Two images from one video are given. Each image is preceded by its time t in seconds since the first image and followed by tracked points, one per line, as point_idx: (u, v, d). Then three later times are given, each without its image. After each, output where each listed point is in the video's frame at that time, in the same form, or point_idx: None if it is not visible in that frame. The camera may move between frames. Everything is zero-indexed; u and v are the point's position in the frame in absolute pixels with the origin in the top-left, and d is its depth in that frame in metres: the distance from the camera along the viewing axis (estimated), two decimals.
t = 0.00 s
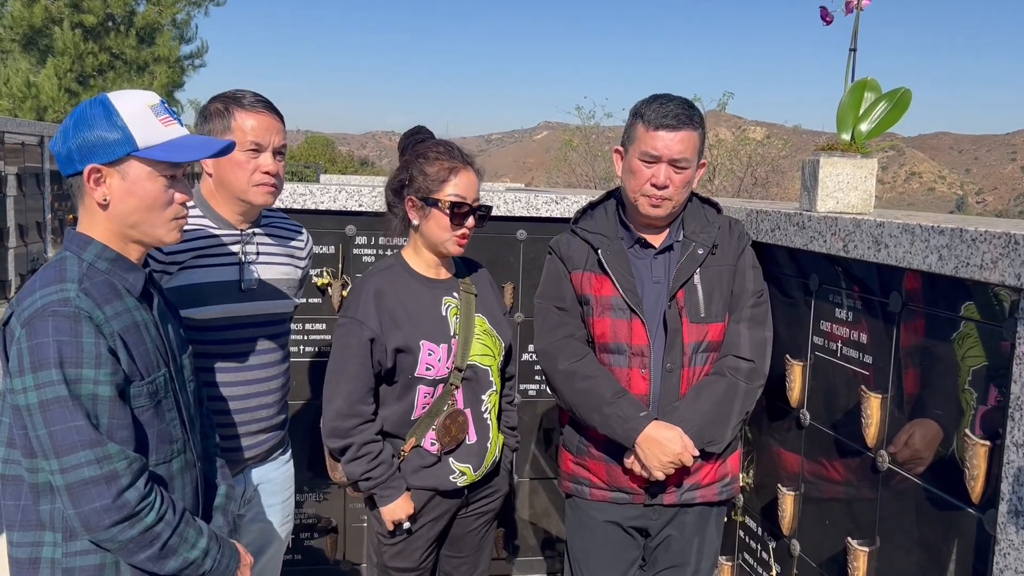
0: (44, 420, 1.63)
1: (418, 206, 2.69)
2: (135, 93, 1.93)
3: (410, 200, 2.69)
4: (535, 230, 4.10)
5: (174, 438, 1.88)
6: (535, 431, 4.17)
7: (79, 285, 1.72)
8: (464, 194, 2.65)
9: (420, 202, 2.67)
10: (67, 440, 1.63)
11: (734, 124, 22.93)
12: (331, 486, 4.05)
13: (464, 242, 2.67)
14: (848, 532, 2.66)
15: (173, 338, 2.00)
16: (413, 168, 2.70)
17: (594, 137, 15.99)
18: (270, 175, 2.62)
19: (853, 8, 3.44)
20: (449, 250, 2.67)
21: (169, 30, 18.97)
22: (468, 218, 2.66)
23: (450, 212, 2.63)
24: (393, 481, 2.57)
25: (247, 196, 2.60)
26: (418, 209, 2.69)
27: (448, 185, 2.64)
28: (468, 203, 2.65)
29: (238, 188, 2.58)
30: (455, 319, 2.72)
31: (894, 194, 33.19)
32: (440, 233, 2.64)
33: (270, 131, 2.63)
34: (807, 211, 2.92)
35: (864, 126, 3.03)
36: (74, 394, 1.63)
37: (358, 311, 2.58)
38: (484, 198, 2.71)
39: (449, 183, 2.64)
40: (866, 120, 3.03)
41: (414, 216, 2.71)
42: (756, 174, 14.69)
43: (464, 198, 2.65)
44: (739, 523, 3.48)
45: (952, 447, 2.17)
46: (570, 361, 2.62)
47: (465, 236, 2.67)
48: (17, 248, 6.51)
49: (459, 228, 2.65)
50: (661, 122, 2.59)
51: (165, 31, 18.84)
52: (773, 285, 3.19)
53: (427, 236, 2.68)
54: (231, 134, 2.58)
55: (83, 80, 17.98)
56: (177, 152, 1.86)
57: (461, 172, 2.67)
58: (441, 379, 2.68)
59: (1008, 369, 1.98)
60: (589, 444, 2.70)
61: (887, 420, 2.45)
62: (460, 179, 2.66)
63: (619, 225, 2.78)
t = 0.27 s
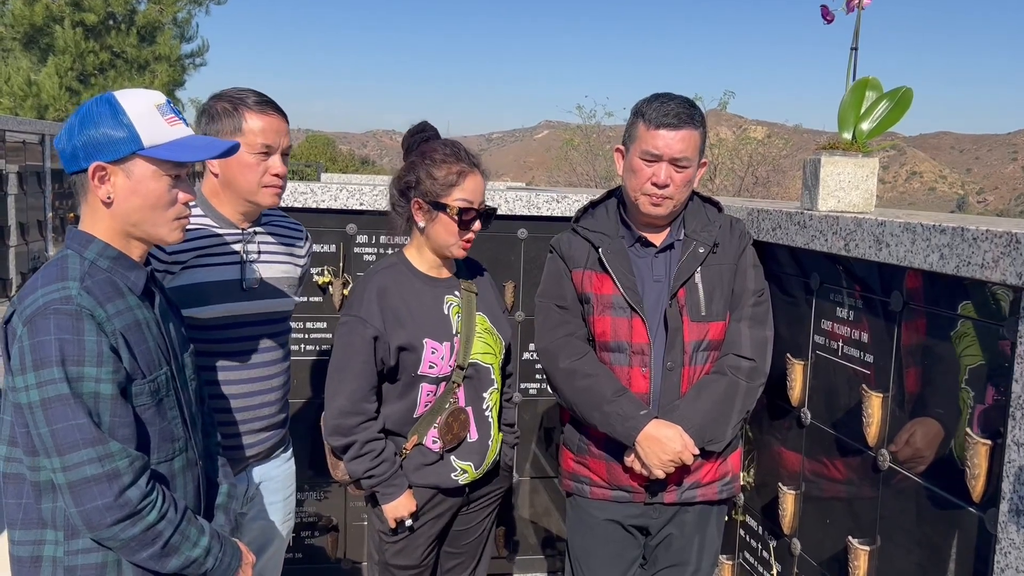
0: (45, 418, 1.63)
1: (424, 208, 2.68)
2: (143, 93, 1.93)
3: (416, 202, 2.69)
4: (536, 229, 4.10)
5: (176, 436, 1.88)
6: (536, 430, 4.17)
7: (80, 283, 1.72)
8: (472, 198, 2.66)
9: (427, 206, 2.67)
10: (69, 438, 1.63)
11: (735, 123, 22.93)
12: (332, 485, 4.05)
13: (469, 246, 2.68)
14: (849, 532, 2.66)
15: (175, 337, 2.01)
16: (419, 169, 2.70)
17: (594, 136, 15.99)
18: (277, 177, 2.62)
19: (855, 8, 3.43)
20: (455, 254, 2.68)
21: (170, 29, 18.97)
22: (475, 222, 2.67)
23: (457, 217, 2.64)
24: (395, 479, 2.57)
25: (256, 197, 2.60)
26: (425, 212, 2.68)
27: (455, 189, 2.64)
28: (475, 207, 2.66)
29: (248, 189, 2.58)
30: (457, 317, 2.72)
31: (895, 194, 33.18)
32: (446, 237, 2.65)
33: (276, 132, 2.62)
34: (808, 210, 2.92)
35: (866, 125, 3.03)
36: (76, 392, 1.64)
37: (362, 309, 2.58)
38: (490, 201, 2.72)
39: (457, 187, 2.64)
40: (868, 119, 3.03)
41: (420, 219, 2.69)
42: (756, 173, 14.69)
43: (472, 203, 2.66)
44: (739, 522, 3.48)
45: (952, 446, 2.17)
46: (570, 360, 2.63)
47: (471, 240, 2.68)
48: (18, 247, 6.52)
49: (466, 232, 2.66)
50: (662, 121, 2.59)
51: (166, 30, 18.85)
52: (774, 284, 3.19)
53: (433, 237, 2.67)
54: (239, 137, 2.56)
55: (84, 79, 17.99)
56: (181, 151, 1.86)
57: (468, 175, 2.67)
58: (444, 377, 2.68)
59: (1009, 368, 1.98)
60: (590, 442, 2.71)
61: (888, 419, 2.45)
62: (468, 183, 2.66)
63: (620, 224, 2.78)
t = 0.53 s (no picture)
0: (50, 418, 1.63)
1: (420, 205, 2.68)
2: (149, 93, 1.94)
3: (412, 200, 2.69)
4: (537, 228, 4.10)
5: (181, 435, 1.89)
6: (537, 429, 4.18)
7: (84, 282, 1.72)
8: (467, 190, 2.65)
9: (424, 202, 2.67)
10: (74, 437, 1.63)
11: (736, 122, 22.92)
12: (333, 483, 4.06)
13: (468, 240, 2.68)
14: (851, 531, 2.66)
15: (178, 335, 2.01)
16: (412, 168, 2.70)
17: (595, 135, 15.99)
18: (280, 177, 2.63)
19: (857, 7, 3.43)
20: (455, 248, 2.67)
21: (171, 28, 18.98)
22: (472, 214, 2.67)
23: (454, 209, 2.64)
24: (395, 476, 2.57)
25: (262, 197, 2.60)
26: (422, 209, 2.68)
27: (450, 182, 2.64)
28: (471, 199, 2.65)
29: (254, 189, 2.58)
30: (458, 314, 2.72)
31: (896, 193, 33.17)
32: (445, 231, 2.64)
33: (281, 133, 2.63)
34: (810, 210, 2.92)
35: (867, 125, 3.03)
36: (81, 391, 1.64)
37: (364, 306, 2.58)
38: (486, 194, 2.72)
39: (450, 180, 2.65)
40: (869, 119, 3.03)
41: (417, 216, 2.70)
42: (757, 172, 14.69)
43: (467, 194, 2.65)
44: (741, 521, 3.48)
45: (954, 446, 2.17)
46: (571, 358, 2.63)
47: (469, 233, 2.67)
48: (20, 246, 6.54)
49: (464, 224, 2.66)
50: (664, 120, 2.59)
51: (167, 29, 18.85)
52: (776, 284, 3.19)
53: (431, 234, 2.68)
54: (246, 138, 2.56)
55: (85, 78, 18.00)
56: (186, 151, 1.87)
57: (460, 168, 2.68)
58: (444, 375, 2.69)
59: (1011, 368, 1.98)
60: (591, 441, 2.71)
61: (890, 418, 2.45)
62: (461, 175, 2.66)
63: (622, 223, 2.78)
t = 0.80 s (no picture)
0: (56, 416, 1.63)
1: (416, 204, 2.69)
2: (153, 90, 1.93)
3: (408, 199, 2.70)
4: (539, 226, 4.10)
5: (185, 433, 1.88)
6: (538, 427, 4.18)
7: (89, 280, 1.72)
8: (461, 190, 2.65)
9: (418, 201, 2.68)
10: (80, 435, 1.63)
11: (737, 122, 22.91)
12: (335, 482, 4.05)
13: (463, 238, 2.67)
14: (854, 530, 2.66)
15: (182, 333, 2.00)
16: (408, 168, 2.71)
17: (597, 134, 15.98)
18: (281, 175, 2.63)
19: (860, 5, 3.43)
20: (449, 247, 2.67)
21: (172, 26, 18.98)
22: (466, 214, 2.65)
23: (446, 209, 2.63)
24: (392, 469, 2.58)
25: (264, 196, 2.60)
26: (417, 208, 2.70)
27: (443, 182, 2.63)
28: (465, 199, 2.64)
29: (257, 187, 2.57)
30: (456, 310, 2.72)
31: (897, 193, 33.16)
32: (438, 231, 2.65)
33: (284, 131, 2.63)
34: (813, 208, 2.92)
35: (871, 123, 3.02)
36: (86, 389, 1.64)
37: (358, 300, 2.59)
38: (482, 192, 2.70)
39: (444, 179, 2.64)
40: (873, 117, 3.03)
41: (413, 214, 2.71)
42: (758, 171, 14.68)
43: (461, 195, 2.64)
44: (743, 520, 3.48)
45: (958, 444, 2.17)
46: (572, 356, 2.62)
47: (463, 232, 2.66)
48: (22, 244, 6.55)
49: (457, 223, 2.65)
50: (666, 118, 2.59)
51: (168, 27, 18.86)
52: (779, 282, 3.19)
53: (426, 233, 2.69)
54: (249, 136, 2.56)
55: (86, 76, 18.01)
56: (190, 149, 1.87)
57: (455, 167, 2.66)
58: (438, 369, 2.69)
59: (1016, 367, 1.98)
60: (592, 439, 2.71)
61: (893, 417, 2.45)
62: (456, 174, 2.65)
63: (624, 221, 2.78)
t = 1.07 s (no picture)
0: (61, 413, 1.63)
1: (413, 204, 2.71)
2: (156, 88, 1.93)
3: (405, 198, 2.72)
4: (541, 225, 4.10)
5: (190, 430, 1.88)
6: (540, 426, 4.17)
7: (93, 278, 1.72)
8: (457, 191, 2.64)
9: (415, 201, 2.69)
10: (84, 433, 1.63)
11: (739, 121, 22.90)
12: (336, 480, 4.05)
13: (457, 238, 2.67)
14: (857, 529, 2.65)
15: (187, 331, 2.00)
16: (406, 167, 2.71)
17: (598, 133, 15.98)
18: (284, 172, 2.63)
19: (864, 4, 3.42)
20: (444, 248, 2.67)
21: (174, 25, 18.98)
22: (460, 215, 2.65)
23: (439, 210, 2.63)
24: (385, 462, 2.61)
25: (265, 194, 2.60)
26: (413, 207, 2.71)
27: (439, 182, 2.63)
28: (459, 200, 2.64)
29: (258, 187, 2.57)
30: (452, 310, 2.72)
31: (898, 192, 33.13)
32: (432, 231, 2.66)
33: (287, 130, 2.62)
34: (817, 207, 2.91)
35: (874, 122, 3.02)
36: (90, 387, 1.64)
37: (354, 299, 2.62)
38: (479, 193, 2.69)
39: (440, 179, 2.63)
40: (876, 116, 3.03)
41: (410, 214, 2.73)
42: (760, 170, 14.67)
43: (456, 196, 2.63)
44: (745, 519, 3.48)
45: (963, 443, 2.16)
46: (575, 352, 2.62)
47: (458, 233, 2.66)
48: (24, 242, 6.56)
49: (451, 224, 2.64)
50: (668, 114, 2.58)
51: (169, 26, 18.86)
52: (782, 281, 3.18)
53: (421, 232, 2.69)
54: (252, 134, 2.56)
55: (88, 74, 18.01)
56: (193, 147, 1.86)
57: (452, 168, 2.65)
58: (434, 369, 2.69)
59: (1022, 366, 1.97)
60: (595, 436, 2.70)
61: (896, 416, 2.45)
62: (453, 174, 2.64)
63: (627, 217, 2.78)
